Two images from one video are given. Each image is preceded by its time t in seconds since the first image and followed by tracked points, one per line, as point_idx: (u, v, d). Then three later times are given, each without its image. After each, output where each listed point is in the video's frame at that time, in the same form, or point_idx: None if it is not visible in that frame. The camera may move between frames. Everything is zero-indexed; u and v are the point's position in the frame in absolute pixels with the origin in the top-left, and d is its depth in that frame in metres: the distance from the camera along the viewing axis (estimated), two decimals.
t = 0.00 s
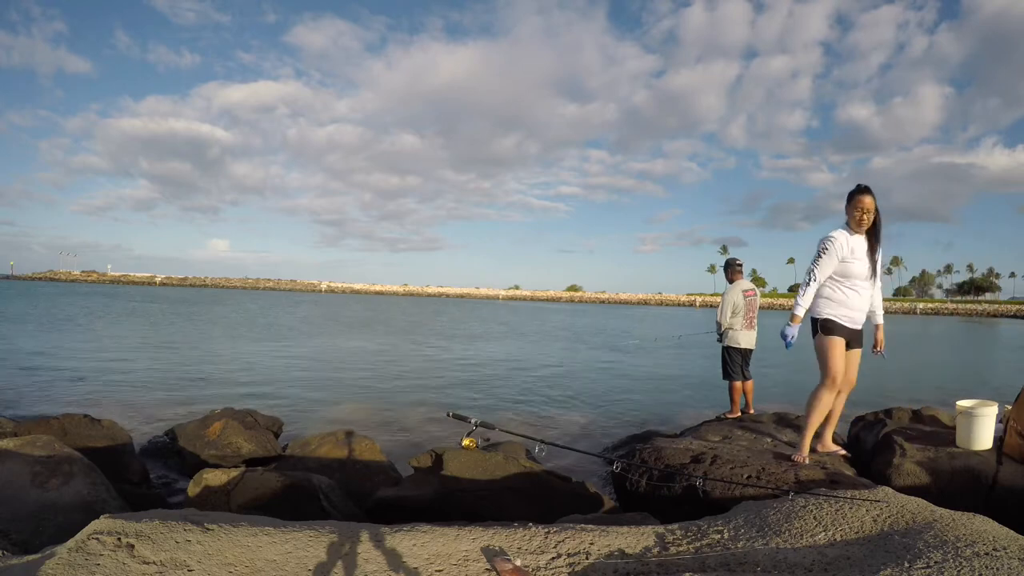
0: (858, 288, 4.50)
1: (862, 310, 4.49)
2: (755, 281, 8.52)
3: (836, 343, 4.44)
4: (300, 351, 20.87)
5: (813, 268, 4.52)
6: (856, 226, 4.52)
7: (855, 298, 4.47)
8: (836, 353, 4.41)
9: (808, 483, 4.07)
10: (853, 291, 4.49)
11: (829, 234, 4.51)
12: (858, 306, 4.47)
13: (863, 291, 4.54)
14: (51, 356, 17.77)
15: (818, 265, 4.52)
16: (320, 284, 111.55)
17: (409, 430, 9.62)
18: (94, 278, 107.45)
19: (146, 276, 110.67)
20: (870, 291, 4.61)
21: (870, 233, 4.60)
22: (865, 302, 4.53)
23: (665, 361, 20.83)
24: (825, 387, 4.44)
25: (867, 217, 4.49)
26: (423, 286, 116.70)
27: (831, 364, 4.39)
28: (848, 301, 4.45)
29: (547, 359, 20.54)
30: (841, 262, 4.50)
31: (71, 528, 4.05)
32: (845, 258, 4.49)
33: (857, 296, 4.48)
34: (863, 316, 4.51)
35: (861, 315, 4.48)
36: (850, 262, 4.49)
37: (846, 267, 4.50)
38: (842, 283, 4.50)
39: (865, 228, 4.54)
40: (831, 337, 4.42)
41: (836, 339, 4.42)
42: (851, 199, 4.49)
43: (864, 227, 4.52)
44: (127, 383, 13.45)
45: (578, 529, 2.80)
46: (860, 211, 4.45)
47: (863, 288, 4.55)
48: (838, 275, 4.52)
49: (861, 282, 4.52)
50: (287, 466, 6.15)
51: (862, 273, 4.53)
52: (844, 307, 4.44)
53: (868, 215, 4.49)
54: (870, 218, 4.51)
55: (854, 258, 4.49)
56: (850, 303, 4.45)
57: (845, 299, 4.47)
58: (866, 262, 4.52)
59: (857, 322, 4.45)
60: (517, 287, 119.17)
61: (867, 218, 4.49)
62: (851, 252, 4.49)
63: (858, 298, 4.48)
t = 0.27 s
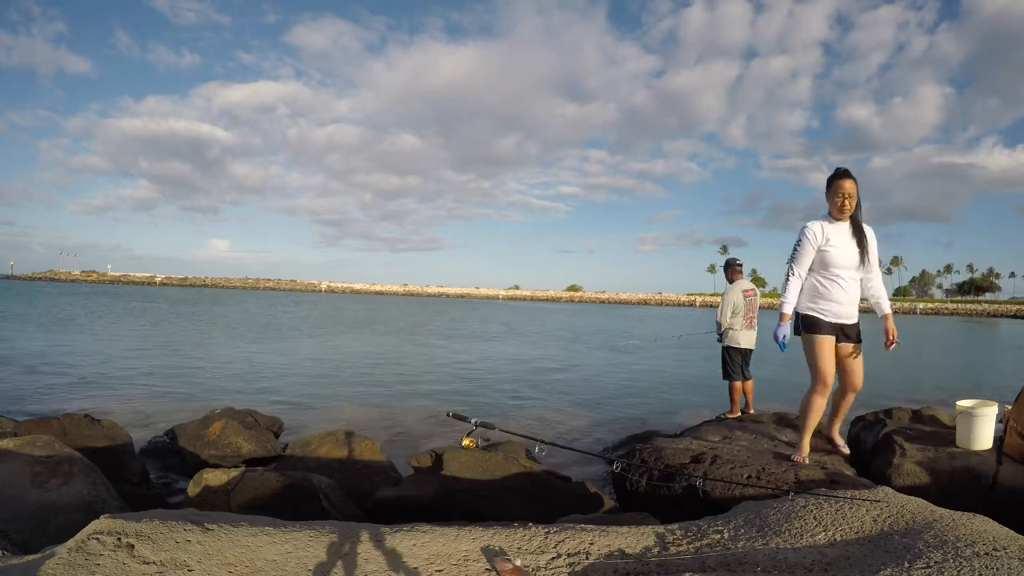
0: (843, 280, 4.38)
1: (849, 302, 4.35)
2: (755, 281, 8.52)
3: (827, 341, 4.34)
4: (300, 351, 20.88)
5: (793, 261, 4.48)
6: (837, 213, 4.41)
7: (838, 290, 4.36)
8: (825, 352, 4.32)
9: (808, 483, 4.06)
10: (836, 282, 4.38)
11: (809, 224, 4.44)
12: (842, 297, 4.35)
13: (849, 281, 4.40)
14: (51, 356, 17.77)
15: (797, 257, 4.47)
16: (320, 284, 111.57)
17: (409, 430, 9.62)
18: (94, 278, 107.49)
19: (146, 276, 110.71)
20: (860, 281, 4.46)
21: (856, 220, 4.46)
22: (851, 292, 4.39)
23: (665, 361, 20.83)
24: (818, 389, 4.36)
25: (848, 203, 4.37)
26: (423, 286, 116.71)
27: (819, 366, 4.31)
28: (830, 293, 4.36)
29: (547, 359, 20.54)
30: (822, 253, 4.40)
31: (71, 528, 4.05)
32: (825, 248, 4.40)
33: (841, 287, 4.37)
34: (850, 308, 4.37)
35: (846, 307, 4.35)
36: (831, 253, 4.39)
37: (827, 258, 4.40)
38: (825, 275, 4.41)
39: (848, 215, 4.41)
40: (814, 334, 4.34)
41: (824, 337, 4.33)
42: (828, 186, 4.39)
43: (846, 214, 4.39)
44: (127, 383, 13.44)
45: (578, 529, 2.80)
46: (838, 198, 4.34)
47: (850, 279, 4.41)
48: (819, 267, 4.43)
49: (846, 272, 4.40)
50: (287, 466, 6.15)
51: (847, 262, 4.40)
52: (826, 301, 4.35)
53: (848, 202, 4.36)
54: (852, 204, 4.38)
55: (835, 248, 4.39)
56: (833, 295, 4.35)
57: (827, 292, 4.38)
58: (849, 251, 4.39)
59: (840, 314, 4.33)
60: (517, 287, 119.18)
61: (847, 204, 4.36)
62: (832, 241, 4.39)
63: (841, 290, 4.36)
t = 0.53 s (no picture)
0: (841, 271, 4.11)
1: (848, 295, 4.07)
2: (756, 281, 8.52)
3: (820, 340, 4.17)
4: (300, 351, 20.88)
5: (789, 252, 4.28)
6: (834, 201, 4.14)
7: (835, 282, 4.10)
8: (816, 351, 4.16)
9: (808, 482, 4.06)
10: (834, 274, 4.12)
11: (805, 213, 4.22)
12: (839, 290, 4.08)
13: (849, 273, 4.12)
14: (51, 356, 17.77)
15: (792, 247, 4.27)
16: (320, 285, 111.58)
17: (409, 430, 9.62)
18: (95, 278, 107.50)
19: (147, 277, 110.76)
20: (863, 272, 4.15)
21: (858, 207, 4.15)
22: (852, 284, 4.11)
23: (665, 361, 20.83)
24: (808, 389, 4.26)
25: (846, 189, 4.08)
26: (423, 287, 116.73)
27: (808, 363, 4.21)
28: (827, 286, 4.12)
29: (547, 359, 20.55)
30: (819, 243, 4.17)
31: (71, 528, 4.05)
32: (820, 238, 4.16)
33: (838, 279, 4.10)
34: (851, 300, 4.07)
35: (845, 300, 4.06)
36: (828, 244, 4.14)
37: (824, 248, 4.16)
38: (823, 267, 4.16)
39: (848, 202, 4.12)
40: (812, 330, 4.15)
41: (822, 337, 4.14)
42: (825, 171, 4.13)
43: (845, 201, 4.10)
44: (127, 383, 13.44)
45: (578, 529, 2.80)
46: (834, 184, 4.07)
47: (851, 270, 4.12)
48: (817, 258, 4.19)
49: (846, 263, 4.12)
50: (287, 466, 6.15)
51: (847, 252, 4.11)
52: (822, 295, 4.12)
53: (847, 187, 4.07)
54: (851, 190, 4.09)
55: (833, 237, 4.12)
56: (829, 288, 4.11)
57: (824, 285, 4.14)
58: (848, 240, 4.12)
59: (837, 308, 4.07)
60: (517, 287, 119.18)
61: (845, 190, 4.08)
62: (829, 229, 4.14)
63: (839, 282, 4.10)
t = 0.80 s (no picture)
0: (850, 262, 3.95)
1: (857, 287, 3.88)
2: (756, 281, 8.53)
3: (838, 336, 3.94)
4: (300, 351, 20.88)
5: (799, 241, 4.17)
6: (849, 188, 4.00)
7: (842, 273, 3.94)
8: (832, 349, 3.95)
9: (808, 482, 4.06)
10: (842, 265, 3.96)
11: (818, 201, 4.12)
12: (846, 282, 3.91)
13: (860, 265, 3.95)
14: (51, 356, 17.78)
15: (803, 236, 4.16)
16: (319, 285, 111.56)
17: (409, 430, 9.62)
18: (94, 278, 107.47)
19: (147, 276, 110.75)
20: (876, 265, 3.96)
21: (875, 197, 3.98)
22: (860, 276, 3.92)
23: (665, 361, 20.84)
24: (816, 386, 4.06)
25: (862, 176, 3.93)
26: (423, 287, 116.73)
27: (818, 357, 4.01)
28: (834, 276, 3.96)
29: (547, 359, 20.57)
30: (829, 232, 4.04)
31: (71, 528, 4.05)
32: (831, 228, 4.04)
33: (846, 270, 3.94)
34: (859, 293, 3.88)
35: (852, 292, 3.88)
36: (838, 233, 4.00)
37: (834, 237, 4.02)
38: (833, 257, 4.02)
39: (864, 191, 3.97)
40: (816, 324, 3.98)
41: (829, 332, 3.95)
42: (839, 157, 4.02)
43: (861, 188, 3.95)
44: (128, 383, 13.45)
45: (577, 529, 2.80)
46: (847, 170, 3.95)
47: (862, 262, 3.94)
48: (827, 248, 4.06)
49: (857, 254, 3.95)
50: (287, 466, 6.15)
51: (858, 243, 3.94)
52: (829, 286, 3.96)
53: (862, 174, 3.93)
54: (866, 177, 3.94)
55: (844, 226, 3.98)
56: (836, 279, 3.95)
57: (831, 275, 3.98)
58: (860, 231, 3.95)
59: (842, 300, 3.89)
60: (517, 287, 119.21)
61: (860, 177, 3.93)
62: (840, 218, 4.01)
63: (847, 273, 3.93)
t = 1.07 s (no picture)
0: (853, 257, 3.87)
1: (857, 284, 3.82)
2: (756, 281, 8.53)
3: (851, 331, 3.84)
4: (300, 351, 20.87)
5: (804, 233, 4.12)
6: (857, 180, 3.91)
7: (843, 266, 3.88)
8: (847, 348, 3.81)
9: (808, 482, 4.06)
10: (845, 259, 3.89)
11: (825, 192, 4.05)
12: (847, 277, 3.85)
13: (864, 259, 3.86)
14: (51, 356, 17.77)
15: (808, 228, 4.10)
16: (319, 285, 111.53)
17: (409, 430, 9.62)
18: (94, 278, 107.47)
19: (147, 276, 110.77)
20: (880, 261, 3.87)
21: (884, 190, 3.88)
22: (863, 271, 3.84)
23: (665, 361, 20.85)
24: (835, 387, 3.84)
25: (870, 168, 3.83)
26: (423, 287, 116.72)
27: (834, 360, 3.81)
28: (835, 270, 3.90)
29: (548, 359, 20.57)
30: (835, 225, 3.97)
31: (71, 528, 4.05)
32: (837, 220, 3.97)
33: (849, 264, 3.86)
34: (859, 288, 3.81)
35: (852, 287, 3.82)
36: (844, 225, 3.92)
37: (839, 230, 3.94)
38: (836, 250, 3.95)
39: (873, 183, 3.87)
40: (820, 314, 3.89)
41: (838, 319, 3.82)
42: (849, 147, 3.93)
43: (869, 180, 3.85)
44: (128, 383, 13.44)
45: (577, 529, 2.80)
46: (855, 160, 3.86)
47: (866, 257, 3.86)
48: (831, 241, 3.99)
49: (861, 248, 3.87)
50: (287, 466, 6.15)
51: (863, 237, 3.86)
52: (829, 281, 3.90)
53: (872, 165, 3.83)
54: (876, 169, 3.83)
55: (849, 219, 3.90)
56: (838, 273, 3.88)
57: (832, 268, 3.93)
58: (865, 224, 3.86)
59: (841, 295, 3.82)
60: (517, 287, 119.22)
61: (869, 168, 3.83)
62: (846, 210, 3.93)
63: (848, 267, 3.86)
